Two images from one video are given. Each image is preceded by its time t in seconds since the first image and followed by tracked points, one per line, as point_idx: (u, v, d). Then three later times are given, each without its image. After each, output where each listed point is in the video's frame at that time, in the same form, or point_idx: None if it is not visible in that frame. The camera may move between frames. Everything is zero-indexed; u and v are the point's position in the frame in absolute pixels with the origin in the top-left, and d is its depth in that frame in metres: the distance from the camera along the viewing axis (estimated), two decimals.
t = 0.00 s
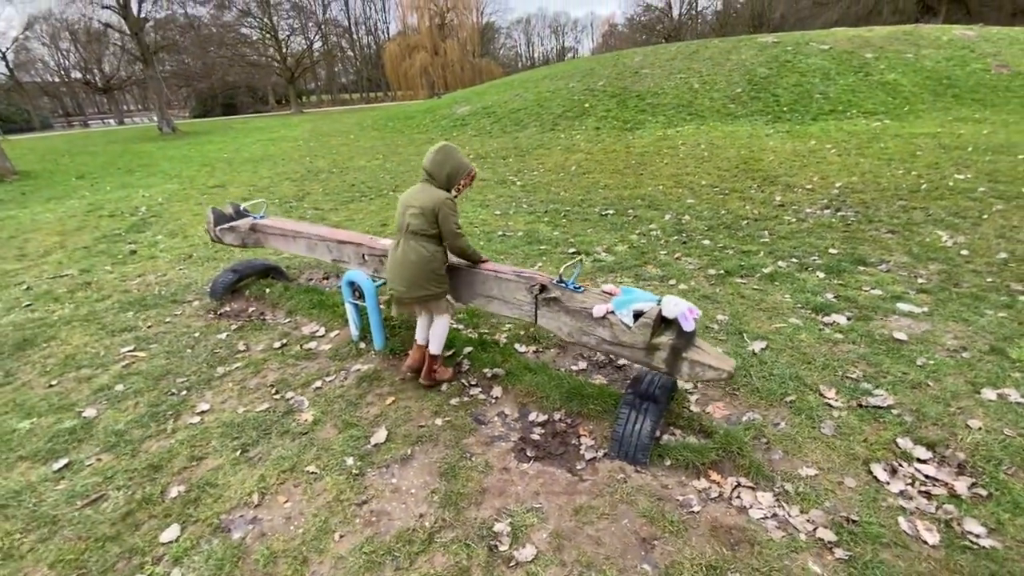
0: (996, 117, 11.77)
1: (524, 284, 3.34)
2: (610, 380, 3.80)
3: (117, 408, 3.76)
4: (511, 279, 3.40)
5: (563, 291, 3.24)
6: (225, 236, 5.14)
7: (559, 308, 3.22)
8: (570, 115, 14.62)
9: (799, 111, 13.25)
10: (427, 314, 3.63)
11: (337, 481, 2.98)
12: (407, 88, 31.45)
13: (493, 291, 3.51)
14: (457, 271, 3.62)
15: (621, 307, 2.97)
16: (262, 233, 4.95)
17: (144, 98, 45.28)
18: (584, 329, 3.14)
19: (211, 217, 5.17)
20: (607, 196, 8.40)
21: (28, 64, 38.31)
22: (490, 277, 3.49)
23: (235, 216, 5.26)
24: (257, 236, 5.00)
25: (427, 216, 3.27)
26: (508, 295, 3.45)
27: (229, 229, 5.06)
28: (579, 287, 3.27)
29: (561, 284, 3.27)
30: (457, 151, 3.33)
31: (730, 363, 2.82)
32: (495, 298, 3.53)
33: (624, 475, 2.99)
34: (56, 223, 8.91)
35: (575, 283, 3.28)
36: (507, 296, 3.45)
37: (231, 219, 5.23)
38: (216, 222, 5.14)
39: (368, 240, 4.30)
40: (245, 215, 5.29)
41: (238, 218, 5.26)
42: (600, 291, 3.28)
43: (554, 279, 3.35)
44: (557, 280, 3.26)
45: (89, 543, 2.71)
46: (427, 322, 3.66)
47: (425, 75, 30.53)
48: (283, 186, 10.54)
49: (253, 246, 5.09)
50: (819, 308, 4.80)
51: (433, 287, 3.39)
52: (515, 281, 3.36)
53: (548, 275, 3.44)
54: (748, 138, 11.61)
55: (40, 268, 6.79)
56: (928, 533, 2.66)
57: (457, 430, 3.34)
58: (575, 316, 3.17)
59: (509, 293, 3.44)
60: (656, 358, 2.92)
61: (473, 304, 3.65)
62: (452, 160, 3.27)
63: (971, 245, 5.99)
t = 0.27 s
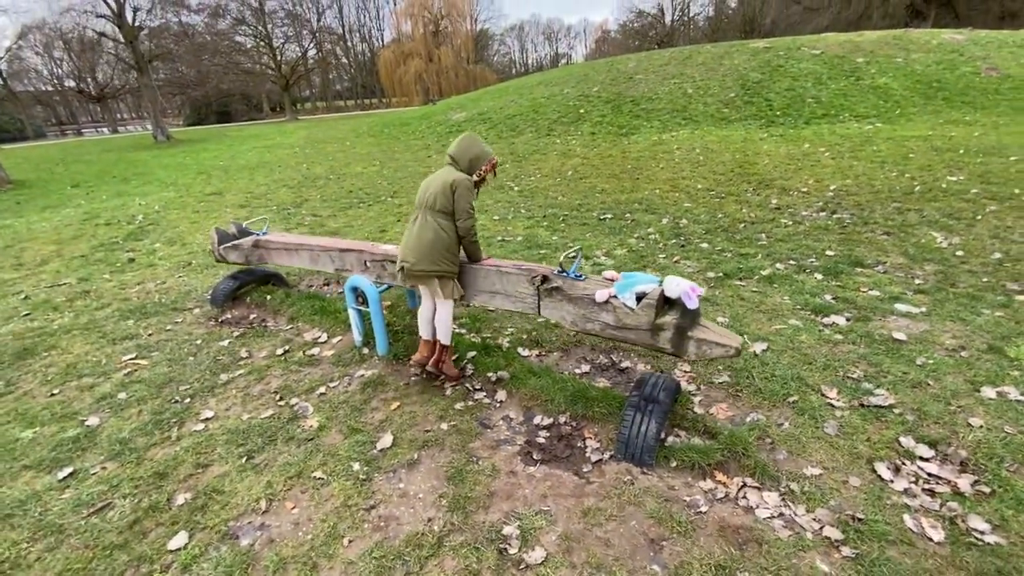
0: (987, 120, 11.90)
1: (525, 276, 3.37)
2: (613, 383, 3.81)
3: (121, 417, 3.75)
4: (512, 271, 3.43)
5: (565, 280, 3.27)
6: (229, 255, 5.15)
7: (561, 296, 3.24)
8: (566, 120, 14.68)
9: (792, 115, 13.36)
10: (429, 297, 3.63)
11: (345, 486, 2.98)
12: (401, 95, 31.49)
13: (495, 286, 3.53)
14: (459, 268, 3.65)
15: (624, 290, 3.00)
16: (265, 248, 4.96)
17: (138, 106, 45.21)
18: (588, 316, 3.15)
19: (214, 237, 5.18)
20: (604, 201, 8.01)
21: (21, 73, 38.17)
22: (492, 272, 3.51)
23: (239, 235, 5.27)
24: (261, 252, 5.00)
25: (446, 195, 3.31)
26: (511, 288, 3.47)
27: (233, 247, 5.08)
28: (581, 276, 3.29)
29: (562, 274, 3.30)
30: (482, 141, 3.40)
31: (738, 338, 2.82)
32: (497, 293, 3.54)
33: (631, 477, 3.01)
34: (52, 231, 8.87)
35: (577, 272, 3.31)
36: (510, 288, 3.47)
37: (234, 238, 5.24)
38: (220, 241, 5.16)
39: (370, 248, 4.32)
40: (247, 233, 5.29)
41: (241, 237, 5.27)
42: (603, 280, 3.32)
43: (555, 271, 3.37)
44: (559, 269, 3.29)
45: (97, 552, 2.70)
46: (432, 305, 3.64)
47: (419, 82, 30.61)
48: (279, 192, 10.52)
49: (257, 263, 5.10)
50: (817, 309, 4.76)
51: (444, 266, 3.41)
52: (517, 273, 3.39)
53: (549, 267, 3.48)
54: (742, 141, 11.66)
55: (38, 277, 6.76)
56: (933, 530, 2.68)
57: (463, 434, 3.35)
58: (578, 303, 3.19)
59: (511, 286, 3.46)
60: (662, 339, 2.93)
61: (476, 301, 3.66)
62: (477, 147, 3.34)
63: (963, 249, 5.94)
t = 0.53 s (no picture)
0: (976, 122, 12.04)
1: (524, 275, 3.39)
2: (614, 386, 3.82)
3: (120, 425, 3.73)
4: (511, 270, 3.44)
5: (565, 277, 3.29)
6: (230, 266, 5.16)
7: (561, 293, 3.25)
8: (561, 125, 14.75)
9: (785, 119, 13.46)
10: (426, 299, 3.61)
11: (347, 492, 2.97)
12: (396, 101, 31.56)
13: (494, 286, 3.53)
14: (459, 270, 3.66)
15: (623, 283, 3.00)
16: (265, 259, 4.96)
17: (131, 113, 45.10)
18: (588, 312, 3.16)
19: (214, 249, 5.19)
20: (601, 204, 7.96)
21: (14, 82, 38.05)
22: (492, 272, 3.52)
23: (238, 246, 5.27)
24: (261, 262, 5.01)
25: (447, 201, 3.30)
26: (510, 287, 3.47)
27: (233, 259, 5.09)
28: (580, 272, 3.31)
29: (561, 271, 3.32)
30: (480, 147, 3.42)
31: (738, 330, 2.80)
32: (497, 293, 3.55)
33: (634, 479, 3.01)
34: (47, 240, 8.82)
35: (576, 268, 3.32)
36: (509, 288, 3.47)
37: (234, 249, 5.24)
38: (220, 253, 5.17)
39: (368, 254, 4.33)
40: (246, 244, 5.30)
41: (241, 248, 5.27)
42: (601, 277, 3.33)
43: (554, 268, 3.39)
44: (557, 266, 3.31)
45: (98, 561, 2.69)
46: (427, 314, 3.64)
47: (414, 88, 30.70)
48: (276, 199, 10.51)
49: (258, 274, 5.11)
50: (815, 311, 4.79)
51: (447, 271, 3.40)
52: (517, 272, 3.41)
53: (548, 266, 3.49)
54: (736, 144, 11.73)
55: (34, 285, 6.72)
56: (934, 528, 2.70)
57: (465, 438, 3.35)
58: (578, 300, 3.20)
59: (510, 285, 3.46)
60: (662, 332, 2.93)
61: (477, 303, 3.66)
62: (478, 152, 3.34)
63: (959, 247, 6.04)
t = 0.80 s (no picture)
0: (968, 124, 12.14)
1: (522, 281, 3.39)
2: (612, 390, 3.81)
3: (114, 432, 3.71)
4: (509, 276, 3.44)
5: (561, 283, 3.29)
6: (224, 270, 5.10)
7: (558, 300, 3.25)
8: (556, 129, 14.78)
9: (779, 122, 13.52)
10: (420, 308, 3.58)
11: (344, 498, 2.96)
12: (392, 106, 31.60)
13: (492, 291, 3.53)
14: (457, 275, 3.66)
15: (620, 290, 3.00)
16: (261, 263, 4.94)
17: (126, 119, 44.99)
18: (586, 318, 3.16)
19: (208, 253, 5.14)
20: (598, 207, 7.95)
21: (8, 88, 37.94)
22: (489, 277, 3.52)
23: (233, 250, 5.23)
24: (256, 266, 4.98)
25: (445, 208, 3.31)
26: (507, 293, 3.47)
27: (227, 263, 5.03)
28: (577, 278, 3.31)
29: (558, 278, 3.33)
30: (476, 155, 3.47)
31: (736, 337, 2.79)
32: (495, 299, 3.55)
33: (632, 483, 3.01)
34: (41, 246, 8.78)
35: (573, 275, 3.34)
36: (507, 293, 3.47)
37: (229, 253, 5.20)
38: (214, 257, 5.12)
39: (365, 258, 4.32)
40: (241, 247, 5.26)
41: (237, 251, 5.23)
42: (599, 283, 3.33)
43: (551, 275, 3.40)
44: (554, 273, 3.31)
45: (92, 569, 2.66)
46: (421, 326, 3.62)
47: (410, 92, 30.73)
48: (271, 204, 10.49)
49: (253, 278, 5.07)
50: (811, 312, 4.81)
51: (444, 278, 3.40)
52: (514, 278, 3.41)
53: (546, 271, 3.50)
54: (731, 148, 11.77)
55: (28, 291, 6.68)
56: (932, 529, 2.70)
57: (464, 443, 3.33)
58: (576, 306, 3.20)
59: (508, 291, 3.47)
60: (660, 338, 2.92)
61: (475, 308, 3.67)
62: (475, 162, 3.40)
63: (952, 249, 6.08)
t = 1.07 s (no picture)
0: (967, 127, 12.10)
1: (518, 294, 3.33)
2: (608, 396, 3.75)
3: (104, 441, 3.66)
4: (505, 290, 3.38)
5: (557, 298, 3.23)
6: (216, 268, 5.08)
7: (554, 316, 3.20)
8: (555, 134, 14.76)
9: (777, 126, 13.49)
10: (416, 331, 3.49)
11: (334, 508, 2.91)
12: (391, 111, 31.66)
13: (487, 304, 3.46)
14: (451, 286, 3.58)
15: (617, 310, 2.97)
16: (253, 262, 4.90)
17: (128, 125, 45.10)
18: (581, 335, 3.12)
19: (201, 250, 5.12)
20: (596, 211, 7.90)
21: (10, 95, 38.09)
22: (485, 291, 3.45)
23: (226, 247, 5.21)
24: (248, 265, 4.94)
25: (434, 232, 3.20)
26: (503, 307, 3.42)
27: (219, 260, 5.01)
28: (574, 294, 3.26)
29: (555, 292, 3.26)
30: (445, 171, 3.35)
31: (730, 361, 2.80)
32: (490, 312, 3.48)
33: (627, 492, 2.95)
34: (38, 252, 8.75)
35: (569, 291, 3.27)
36: (502, 307, 3.42)
37: (222, 250, 5.18)
38: (207, 254, 5.08)
39: (359, 263, 4.29)
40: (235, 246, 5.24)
41: (229, 249, 5.21)
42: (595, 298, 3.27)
43: (547, 288, 3.34)
44: (551, 288, 3.25)
45: None
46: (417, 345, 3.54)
47: (410, 98, 30.79)
48: (269, 209, 10.46)
49: (244, 277, 5.03)
50: (810, 316, 4.76)
51: (442, 302, 3.32)
52: (510, 291, 3.35)
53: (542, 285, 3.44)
54: (730, 151, 11.73)
55: (23, 298, 6.65)
56: (933, 540, 2.64)
57: (457, 451, 3.27)
58: (571, 322, 3.15)
59: (503, 304, 3.41)
60: (655, 360, 2.90)
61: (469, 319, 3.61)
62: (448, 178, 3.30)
63: (952, 252, 6.02)
